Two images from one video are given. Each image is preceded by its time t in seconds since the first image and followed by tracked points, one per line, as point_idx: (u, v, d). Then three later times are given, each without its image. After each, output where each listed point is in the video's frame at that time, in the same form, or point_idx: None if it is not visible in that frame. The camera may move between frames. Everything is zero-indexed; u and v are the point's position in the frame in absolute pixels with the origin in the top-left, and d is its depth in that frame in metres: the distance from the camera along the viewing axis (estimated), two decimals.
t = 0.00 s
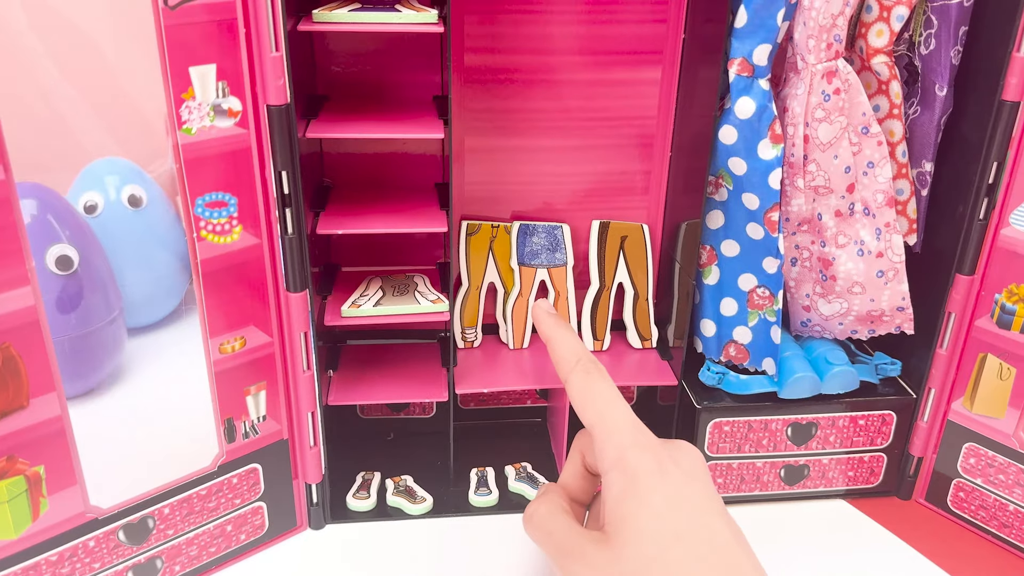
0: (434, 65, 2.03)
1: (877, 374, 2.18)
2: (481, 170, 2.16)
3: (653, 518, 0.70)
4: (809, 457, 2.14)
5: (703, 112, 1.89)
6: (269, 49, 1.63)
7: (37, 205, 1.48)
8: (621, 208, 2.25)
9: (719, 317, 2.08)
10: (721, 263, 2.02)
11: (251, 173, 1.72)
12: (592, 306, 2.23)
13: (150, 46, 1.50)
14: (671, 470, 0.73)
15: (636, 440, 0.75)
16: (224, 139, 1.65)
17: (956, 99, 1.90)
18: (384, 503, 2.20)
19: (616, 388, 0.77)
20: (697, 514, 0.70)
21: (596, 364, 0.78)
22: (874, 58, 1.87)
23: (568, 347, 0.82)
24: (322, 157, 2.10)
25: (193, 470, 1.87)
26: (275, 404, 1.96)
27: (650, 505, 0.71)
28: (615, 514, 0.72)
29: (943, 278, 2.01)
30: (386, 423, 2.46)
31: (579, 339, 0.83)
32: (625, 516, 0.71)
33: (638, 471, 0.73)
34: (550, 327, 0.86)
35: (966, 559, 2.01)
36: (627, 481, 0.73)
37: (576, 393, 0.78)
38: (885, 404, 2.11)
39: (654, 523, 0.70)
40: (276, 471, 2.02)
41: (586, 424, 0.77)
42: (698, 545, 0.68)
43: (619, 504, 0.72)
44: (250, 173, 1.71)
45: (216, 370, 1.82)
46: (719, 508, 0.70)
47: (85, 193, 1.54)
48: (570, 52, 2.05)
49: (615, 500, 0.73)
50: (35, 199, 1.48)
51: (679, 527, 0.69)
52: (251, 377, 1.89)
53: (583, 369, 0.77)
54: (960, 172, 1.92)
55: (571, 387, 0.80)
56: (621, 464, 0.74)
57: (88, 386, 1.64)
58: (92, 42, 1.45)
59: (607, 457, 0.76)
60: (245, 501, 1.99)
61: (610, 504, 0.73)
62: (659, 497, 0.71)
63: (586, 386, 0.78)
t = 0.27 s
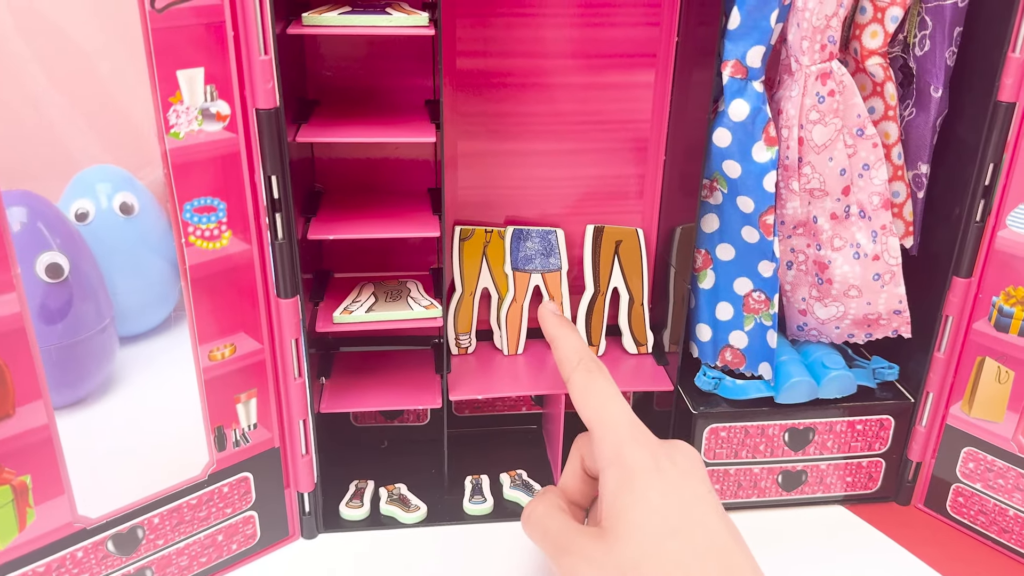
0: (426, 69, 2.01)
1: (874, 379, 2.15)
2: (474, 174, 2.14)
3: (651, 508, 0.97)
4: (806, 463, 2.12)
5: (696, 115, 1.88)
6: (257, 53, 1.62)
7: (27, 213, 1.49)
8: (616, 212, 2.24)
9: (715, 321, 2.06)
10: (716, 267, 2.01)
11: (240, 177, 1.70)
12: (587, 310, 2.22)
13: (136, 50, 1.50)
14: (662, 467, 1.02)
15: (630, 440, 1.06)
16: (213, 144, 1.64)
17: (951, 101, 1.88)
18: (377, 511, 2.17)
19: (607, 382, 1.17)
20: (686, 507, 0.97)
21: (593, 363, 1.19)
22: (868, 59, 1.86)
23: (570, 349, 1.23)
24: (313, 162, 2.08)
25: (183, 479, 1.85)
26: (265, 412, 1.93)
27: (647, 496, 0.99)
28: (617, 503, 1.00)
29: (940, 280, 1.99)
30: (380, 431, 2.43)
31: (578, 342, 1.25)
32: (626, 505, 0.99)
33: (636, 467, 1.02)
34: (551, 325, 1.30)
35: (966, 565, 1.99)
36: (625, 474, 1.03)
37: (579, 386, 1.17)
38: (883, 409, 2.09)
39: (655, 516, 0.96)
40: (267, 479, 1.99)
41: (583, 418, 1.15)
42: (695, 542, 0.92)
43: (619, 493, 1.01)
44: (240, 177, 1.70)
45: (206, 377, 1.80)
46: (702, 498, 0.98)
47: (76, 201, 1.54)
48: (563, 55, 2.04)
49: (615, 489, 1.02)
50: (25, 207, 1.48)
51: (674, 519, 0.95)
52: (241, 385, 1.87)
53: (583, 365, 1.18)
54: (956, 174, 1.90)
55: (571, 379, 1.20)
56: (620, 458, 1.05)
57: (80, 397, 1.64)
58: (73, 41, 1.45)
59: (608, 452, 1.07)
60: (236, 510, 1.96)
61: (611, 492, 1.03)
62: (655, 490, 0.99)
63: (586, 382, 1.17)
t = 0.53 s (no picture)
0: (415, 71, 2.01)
1: (868, 379, 2.15)
2: (465, 177, 2.13)
3: (638, 501, 0.98)
4: (801, 464, 2.11)
5: (687, 115, 1.87)
6: (243, 54, 1.61)
7: (15, 219, 1.47)
8: (608, 214, 2.23)
9: (708, 322, 2.05)
10: (708, 268, 2.00)
11: (227, 180, 1.69)
12: (580, 312, 2.20)
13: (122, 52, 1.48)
14: (649, 461, 1.03)
15: (618, 438, 1.08)
16: (200, 146, 1.63)
17: (943, 99, 1.88)
18: (369, 517, 2.15)
19: (595, 382, 1.24)
20: (672, 497, 0.97)
21: (583, 366, 1.27)
22: (859, 58, 1.85)
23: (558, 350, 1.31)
24: (303, 165, 2.07)
25: (172, 485, 1.83)
26: (255, 417, 1.92)
27: (634, 490, 1.00)
28: (603, 497, 1.02)
29: (933, 279, 1.98)
30: (372, 436, 2.42)
31: (567, 344, 1.33)
32: (613, 499, 1.00)
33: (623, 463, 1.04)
34: (540, 328, 1.41)
35: (962, 566, 1.97)
36: (612, 469, 1.04)
37: (568, 386, 1.22)
38: (877, 409, 2.08)
39: (641, 508, 0.97)
40: (257, 485, 1.97)
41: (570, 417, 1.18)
42: (684, 532, 0.93)
43: (606, 488, 1.03)
44: (227, 181, 1.69)
45: (194, 381, 1.78)
46: (688, 487, 0.99)
47: (65, 207, 1.52)
48: (552, 56, 2.03)
49: (603, 485, 1.03)
50: (13, 213, 1.46)
51: (660, 511, 0.96)
52: (231, 390, 1.85)
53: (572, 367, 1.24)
54: (948, 173, 1.90)
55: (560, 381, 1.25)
56: (607, 454, 1.07)
57: (68, 405, 1.62)
58: (59, 46, 1.42)
59: (596, 451, 1.09)
60: (226, 517, 1.94)
61: (599, 489, 1.04)
62: (642, 484, 1.00)
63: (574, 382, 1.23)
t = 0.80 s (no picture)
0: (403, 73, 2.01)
1: (859, 378, 2.14)
2: (454, 179, 2.13)
3: (628, 500, 1.00)
4: (792, 464, 2.11)
5: (674, 115, 1.87)
6: (229, 57, 1.61)
7: (6, 225, 1.48)
8: (597, 215, 2.23)
9: (698, 322, 2.05)
10: (698, 268, 2.00)
11: (214, 182, 1.68)
12: (570, 313, 2.20)
13: (106, 54, 1.48)
14: (638, 460, 1.05)
15: (609, 439, 1.10)
16: (185, 148, 1.62)
17: (930, 97, 1.88)
18: (361, 520, 2.14)
19: (584, 385, 1.29)
20: (662, 495, 0.99)
21: (570, 369, 1.33)
22: (846, 57, 1.85)
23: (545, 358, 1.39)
24: (291, 168, 2.07)
25: (161, 490, 1.82)
26: (244, 420, 1.91)
27: (624, 488, 1.02)
28: (594, 497, 1.03)
29: (923, 277, 1.98)
30: (364, 439, 2.41)
31: (553, 352, 1.42)
32: (604, 498, 1.02)
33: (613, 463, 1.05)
34: (528, 343, 1.52)
35: (955, 564, 1.97)
36: (602, 469, 1.06)
37: (558, 390, 1.28)
38: (868, 408, 2.08)
39: (631, 506, 0.99)
40: (247, 489, 1.97)
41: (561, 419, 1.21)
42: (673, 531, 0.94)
43: (597, 488, 1.04)
44: (213, 183, 1.68)
45: (182, 385, 1.78)
46: (678, 486, 1.00)
47: (56, 213, 1.53)
48: (540, 57, 2.04)
49: (593, 484, 1.05)
50: (3, 219, 1.47)
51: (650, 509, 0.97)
52: (219, 393, 1.84)
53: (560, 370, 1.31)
54: (936, 171, 1.90)
55: (550, 387, 1.32)
56: (598, 455, 1.08)
57: (58, 412, 1.63)
58: (47, 55, 1.44)
59: (587, 452, 1.10)
60: (216, 521, 1.93)
61: (589, 488, 1.05)
62: (632, 482, 1.02)
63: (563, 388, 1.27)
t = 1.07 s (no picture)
0: (397, 75, 2.00)
1: (856, 377, 2.14)
2: (449, 180, 2.13)
3: (624, 505, 0.98)
4: (789, 464, 2.10)
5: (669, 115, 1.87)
6: (222, 58, 1.60)
7: None
8: (593, 216, 2.22)
9: (694, 322, 2.05)
10: (694, 268, 1.99)
11: (207, 185, 1.68)
12: (567, 314, 2.18)
13: (99, 57, 1.48)
14: (635, 462, 1.04)
15: (604, 439, 1.08)
16: (178, 151, 1.62)
17: (924, 96, 1.89)
18: (357, 524, 2.14)
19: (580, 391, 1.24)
20: (658, 498, 0.98)
21: (566, 375, 1.28)
22: (840, 56, 1.85)
23: (541, 362, 1.33)
24: (285, 170, 2.06)
25: (156, 494, 1.81)
26: (239, 424, 1.90)
27: (621, 490, 1.01)
28: (590, 499, 1.02)
29: (918, 275, 1.98)
30: (361, 442, 2.40)
31: (550, 357, 1.36)
32: (600, 501, 1.01)
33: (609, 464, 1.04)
34: (524, 349, 1.45)
35: (952, 563, 1.97)
36: (599, 471, 1.04)
37: (554, 395, 1.22)
38: (865, 407, 2.08)
39: (628, 511, 0.97)
40: (243, 493, 1.96)
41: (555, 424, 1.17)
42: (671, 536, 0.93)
43: (593, 489, 1.03)
44: (207, 186, 1.68)
45: (176, 389, 1.77)
46: (675, 487, 0.99)
47: (49, 217, 1.53)
48: (535, 58, 2.03)
49: (589, 486, 1.03)
50: None
51: (646, 513, 0.97)
52: (214, 397, 1.83)
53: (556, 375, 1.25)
54: (931, 169, 1.90)
55: (545, 393, 1.26)
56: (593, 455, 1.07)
57: (52, 417, 1.62)
58: (39, 58, 1.43)
59: (582, 453, 1.09)
60: (212, 525, 1.92)
61: (585, 490, 1.04)
62: (628, 483, 1.01)
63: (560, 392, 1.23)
